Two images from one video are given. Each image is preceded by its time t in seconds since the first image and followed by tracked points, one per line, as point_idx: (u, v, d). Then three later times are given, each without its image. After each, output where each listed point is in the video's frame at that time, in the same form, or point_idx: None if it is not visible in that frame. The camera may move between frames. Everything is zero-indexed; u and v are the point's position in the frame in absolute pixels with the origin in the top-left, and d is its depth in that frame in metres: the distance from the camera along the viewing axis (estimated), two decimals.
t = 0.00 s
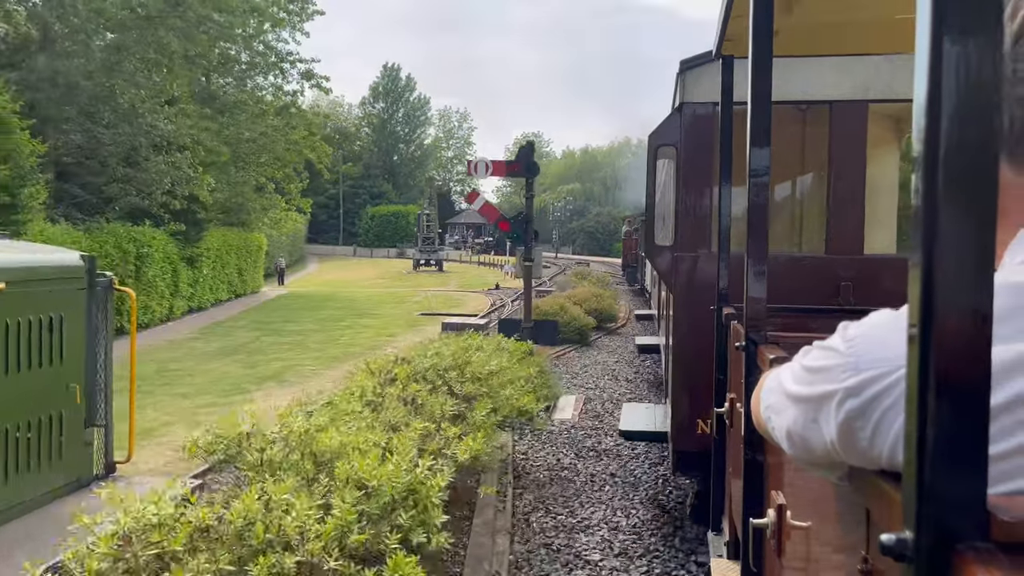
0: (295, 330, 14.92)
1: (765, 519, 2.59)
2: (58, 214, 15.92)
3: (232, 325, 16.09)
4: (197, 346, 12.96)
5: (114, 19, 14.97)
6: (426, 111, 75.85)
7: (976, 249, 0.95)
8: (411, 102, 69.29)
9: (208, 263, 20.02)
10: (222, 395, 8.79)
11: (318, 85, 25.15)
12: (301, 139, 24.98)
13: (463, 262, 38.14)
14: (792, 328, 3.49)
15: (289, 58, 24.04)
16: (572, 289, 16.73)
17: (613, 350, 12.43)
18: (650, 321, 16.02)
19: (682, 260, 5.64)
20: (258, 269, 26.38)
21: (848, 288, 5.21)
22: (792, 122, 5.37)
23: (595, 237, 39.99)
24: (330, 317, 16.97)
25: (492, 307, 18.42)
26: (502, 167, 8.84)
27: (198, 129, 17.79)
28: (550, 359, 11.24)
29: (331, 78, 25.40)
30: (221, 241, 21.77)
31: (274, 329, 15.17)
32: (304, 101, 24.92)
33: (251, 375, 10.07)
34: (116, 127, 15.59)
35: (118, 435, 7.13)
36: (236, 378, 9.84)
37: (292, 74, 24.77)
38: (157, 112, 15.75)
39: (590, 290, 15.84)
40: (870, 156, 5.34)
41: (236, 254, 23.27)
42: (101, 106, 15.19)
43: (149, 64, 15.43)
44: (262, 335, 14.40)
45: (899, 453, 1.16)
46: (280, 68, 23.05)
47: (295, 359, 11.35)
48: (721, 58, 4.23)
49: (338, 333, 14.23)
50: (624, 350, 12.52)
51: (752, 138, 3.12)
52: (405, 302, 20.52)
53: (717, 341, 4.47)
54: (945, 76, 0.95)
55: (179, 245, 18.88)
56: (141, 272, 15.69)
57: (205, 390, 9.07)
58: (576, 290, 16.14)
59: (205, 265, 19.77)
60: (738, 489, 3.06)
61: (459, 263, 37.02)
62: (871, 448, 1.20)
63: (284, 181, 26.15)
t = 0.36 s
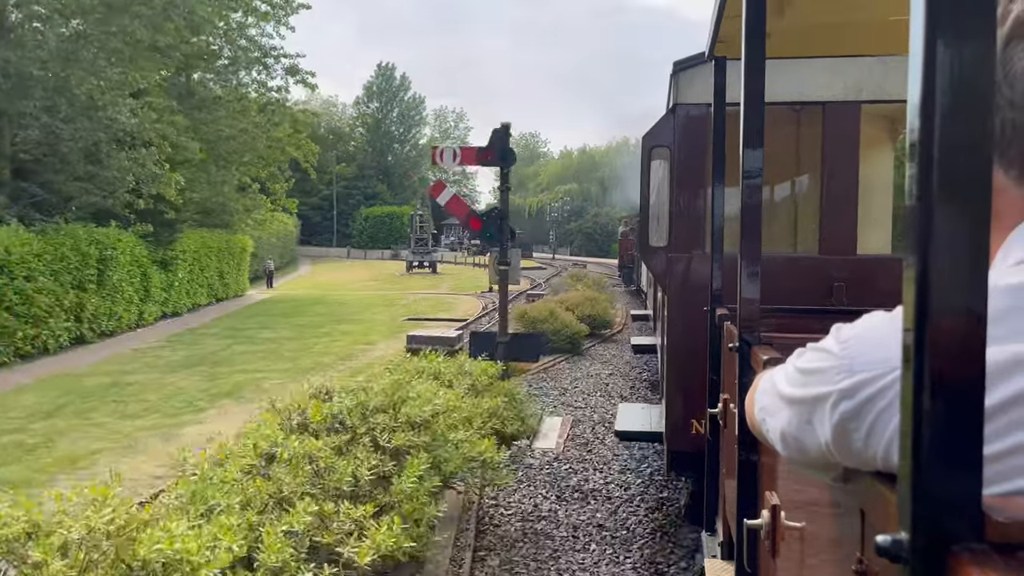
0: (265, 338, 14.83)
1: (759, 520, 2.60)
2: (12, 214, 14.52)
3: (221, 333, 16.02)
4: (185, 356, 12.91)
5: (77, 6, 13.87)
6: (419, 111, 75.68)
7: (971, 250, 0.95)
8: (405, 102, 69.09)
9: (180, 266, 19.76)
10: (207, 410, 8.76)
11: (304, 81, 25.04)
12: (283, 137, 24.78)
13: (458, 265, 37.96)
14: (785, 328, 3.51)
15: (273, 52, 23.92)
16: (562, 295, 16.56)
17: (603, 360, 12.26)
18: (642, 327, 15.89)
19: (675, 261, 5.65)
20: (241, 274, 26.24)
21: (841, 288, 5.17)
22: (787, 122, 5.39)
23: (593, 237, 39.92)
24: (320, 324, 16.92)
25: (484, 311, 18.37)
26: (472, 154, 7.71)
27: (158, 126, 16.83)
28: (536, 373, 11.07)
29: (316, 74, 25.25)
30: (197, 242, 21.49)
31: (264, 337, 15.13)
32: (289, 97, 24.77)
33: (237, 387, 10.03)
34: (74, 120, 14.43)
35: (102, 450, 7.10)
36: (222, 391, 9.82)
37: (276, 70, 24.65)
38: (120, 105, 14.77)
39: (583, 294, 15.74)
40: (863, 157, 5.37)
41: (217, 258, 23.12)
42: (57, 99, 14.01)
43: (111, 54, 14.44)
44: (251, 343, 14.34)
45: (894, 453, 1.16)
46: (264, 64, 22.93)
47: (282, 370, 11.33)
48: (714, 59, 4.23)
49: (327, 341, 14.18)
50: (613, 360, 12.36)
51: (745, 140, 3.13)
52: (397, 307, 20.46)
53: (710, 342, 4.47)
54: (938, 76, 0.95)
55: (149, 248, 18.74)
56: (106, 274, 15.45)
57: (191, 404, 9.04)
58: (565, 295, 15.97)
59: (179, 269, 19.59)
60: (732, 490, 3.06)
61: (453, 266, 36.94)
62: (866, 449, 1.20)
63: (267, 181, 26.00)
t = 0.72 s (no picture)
0: (245, 341, 14.75)
1: (752, 517, 2.61)
2: None
3: (211, 336, 15.99)
4: (174, 360, 12.89)
5: None
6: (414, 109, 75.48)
7: (959, 246, 0.96)
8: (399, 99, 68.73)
9: (153, 269, 19.35)
10: (195, 414, 8.76)
11: (288, 74, 24.84)
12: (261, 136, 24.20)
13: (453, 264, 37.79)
14: (778, 325, 3.51)
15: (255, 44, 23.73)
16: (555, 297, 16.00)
17: (596, 371, 11.63)
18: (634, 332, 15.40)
19: (669, 260, 5.66)
20: (224, 276, 26.13)
21: (836, 286, 5.26)
22: (781, 122, 5.39)
23: (591, 236, 39.82)
24: (312, 327, 16.87)
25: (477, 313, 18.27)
26: (426, 134, 6.62)
27: (114, 115, 15.62)
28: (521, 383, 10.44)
29: (300, 67, 25.15)
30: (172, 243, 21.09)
31: (254, 340, 15.09)
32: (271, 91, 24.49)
33: (226, 391, 10.03)
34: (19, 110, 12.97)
35: (88, 455, 7.10)
36: (210, 395, 9.82)
37: (259, 62, 24.43)
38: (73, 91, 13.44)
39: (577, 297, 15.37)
40: (856, 155, 5.36)
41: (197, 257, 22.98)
42: None
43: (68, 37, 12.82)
44: (242, 347, 14.31)
45: (883, 450, 1.16)
46: (247, 56, 22.72)
47: (270, 373, 11.31)
48: (707, 57, 4.23)
49: (317, 344, 14.15)
50: (605, 369, 11.79)
51: (738, 138, 3.13)
52: (390, 309, 20.40)
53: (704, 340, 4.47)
54: (926, 73, 0.95)
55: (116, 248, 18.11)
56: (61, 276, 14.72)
57: (179, 410, 9.04)
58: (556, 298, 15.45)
59: (149, 271, 19.05)
60: (726, 487, 3.07)
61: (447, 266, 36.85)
62: (856, 445, 1.20)
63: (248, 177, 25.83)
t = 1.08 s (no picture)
0: (231, 346, 14.64)
1: (749, 516, 2.60)
2: None
3: (204, 339, 15.95)
4: (165, 364, 12.86)
5: None
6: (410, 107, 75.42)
7: (952, 244, 0.95)
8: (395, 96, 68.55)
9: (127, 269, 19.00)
10: (185, 422, 8.73)
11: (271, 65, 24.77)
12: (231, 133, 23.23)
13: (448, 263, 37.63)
14: (774, 324, 3.51)
15: (237, 36, 23.66)
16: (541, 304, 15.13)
17: (590, 386, 10.70)
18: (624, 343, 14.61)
19: (666, 259, 5.67)
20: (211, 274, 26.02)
21: (834, 285, 5.26)
22: (776, 121, 5.42)
23: (588, 236, 39.75)
24: (305, 330, 16.84)
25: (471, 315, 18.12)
26: (362, 101, 4.98)
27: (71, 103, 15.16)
28: (505, 399, 9.78)
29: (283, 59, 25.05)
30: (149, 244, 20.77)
31: (247, 343, 15.06)
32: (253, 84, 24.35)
33: (217, 398, 10.00)
34: None
35: (77, 465, 7.09)
36: (201, 401, 9.78)
37: (242, 55, 24.35)
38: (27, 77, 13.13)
39: (567, 302, 14.79)
40: (854, 152, 5.36)
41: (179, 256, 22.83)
42: None
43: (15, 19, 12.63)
44: (234, 350, 14.27)
45: (875, 450, 1.16)
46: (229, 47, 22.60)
47: (261, 378, 11.28)
48: (705, 55, 4.23)
49: (309, 347, 14.11)
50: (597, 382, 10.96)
51: (734, 137, 3.12)
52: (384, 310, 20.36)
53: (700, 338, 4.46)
54: (918, 72, 0.95)
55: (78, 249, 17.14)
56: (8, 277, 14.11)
57: (169, 417, 9.02)
58: (542, 305, 14.61)
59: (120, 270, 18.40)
60: (722, 486, 3.07)
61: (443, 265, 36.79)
62: (848, 445, 1.20)
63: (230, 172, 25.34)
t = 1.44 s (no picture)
0: (222, 351, 14.53)
1: (751, 516, 2.60)
2: None
3: (198, 341, 15.90)
4: (158, 367, 12.81)
5: None
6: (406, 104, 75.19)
7: (959, 247, 0.95)
8: (391, 95, 68.31)
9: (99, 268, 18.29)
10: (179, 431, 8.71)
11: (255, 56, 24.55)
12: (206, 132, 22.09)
13: (445, 263, 37.51)
14: (775, 324, 3.50)
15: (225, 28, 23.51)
16: (533, 307, 14.13)
17: (583, 405, 9.68)
18: (621, 353, 13.60)
19: (666, 259, 5.68)
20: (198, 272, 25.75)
21: (838, 286, 5.24)
22: (778, 120, 5.44)
23: (589, 235, 39.62)
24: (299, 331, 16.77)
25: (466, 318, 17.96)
26: (258, 45, 3.69)
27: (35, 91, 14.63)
28: (486, 420, 8.80)
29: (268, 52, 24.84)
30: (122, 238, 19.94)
31: (241, 346, 15.03)
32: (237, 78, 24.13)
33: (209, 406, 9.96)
34: None
35: (70, 479, 7.06)
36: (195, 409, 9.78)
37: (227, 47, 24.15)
38: None
39: (560, 307, 13.89)
40: (856, 152, 5.38)
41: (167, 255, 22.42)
42: None
43: None
44: (229, 352, 14.21)
45: (881, 450, 1.16)
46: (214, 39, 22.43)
47: (254, 383, 11.24)
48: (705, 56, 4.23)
49: (303, 350, 14.04)
50: (589, 400, 10.04)
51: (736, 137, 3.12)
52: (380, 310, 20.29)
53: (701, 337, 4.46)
54: (925, 77, 0.95)
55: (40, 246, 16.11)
56: None
57: (163, 427, 8.99)
58: (533, 309, 13.61)
59: (86, 271, 17.46)
60: (723, 485, 3.07)
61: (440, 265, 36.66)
62: (854, 446, 1.20)
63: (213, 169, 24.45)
